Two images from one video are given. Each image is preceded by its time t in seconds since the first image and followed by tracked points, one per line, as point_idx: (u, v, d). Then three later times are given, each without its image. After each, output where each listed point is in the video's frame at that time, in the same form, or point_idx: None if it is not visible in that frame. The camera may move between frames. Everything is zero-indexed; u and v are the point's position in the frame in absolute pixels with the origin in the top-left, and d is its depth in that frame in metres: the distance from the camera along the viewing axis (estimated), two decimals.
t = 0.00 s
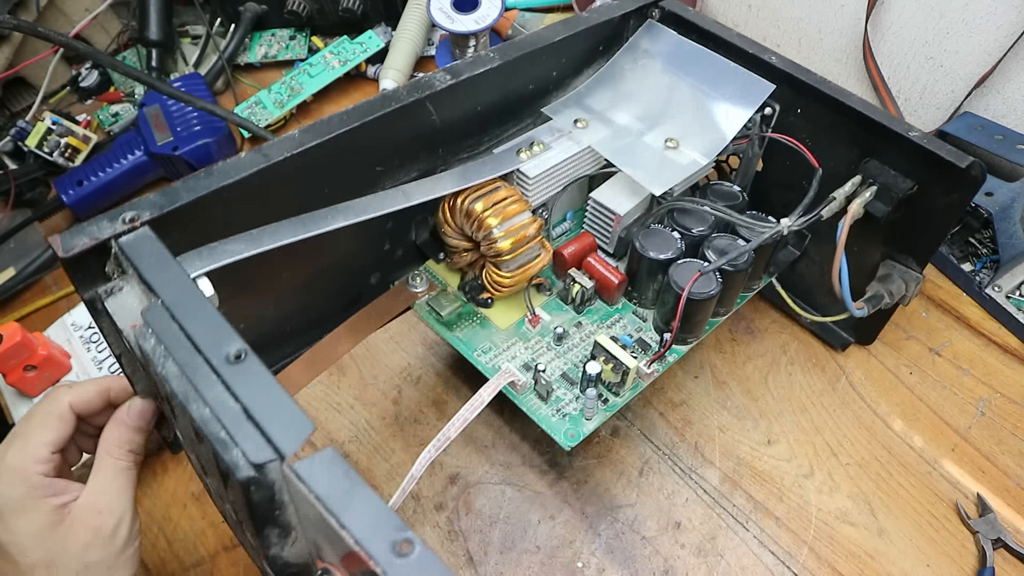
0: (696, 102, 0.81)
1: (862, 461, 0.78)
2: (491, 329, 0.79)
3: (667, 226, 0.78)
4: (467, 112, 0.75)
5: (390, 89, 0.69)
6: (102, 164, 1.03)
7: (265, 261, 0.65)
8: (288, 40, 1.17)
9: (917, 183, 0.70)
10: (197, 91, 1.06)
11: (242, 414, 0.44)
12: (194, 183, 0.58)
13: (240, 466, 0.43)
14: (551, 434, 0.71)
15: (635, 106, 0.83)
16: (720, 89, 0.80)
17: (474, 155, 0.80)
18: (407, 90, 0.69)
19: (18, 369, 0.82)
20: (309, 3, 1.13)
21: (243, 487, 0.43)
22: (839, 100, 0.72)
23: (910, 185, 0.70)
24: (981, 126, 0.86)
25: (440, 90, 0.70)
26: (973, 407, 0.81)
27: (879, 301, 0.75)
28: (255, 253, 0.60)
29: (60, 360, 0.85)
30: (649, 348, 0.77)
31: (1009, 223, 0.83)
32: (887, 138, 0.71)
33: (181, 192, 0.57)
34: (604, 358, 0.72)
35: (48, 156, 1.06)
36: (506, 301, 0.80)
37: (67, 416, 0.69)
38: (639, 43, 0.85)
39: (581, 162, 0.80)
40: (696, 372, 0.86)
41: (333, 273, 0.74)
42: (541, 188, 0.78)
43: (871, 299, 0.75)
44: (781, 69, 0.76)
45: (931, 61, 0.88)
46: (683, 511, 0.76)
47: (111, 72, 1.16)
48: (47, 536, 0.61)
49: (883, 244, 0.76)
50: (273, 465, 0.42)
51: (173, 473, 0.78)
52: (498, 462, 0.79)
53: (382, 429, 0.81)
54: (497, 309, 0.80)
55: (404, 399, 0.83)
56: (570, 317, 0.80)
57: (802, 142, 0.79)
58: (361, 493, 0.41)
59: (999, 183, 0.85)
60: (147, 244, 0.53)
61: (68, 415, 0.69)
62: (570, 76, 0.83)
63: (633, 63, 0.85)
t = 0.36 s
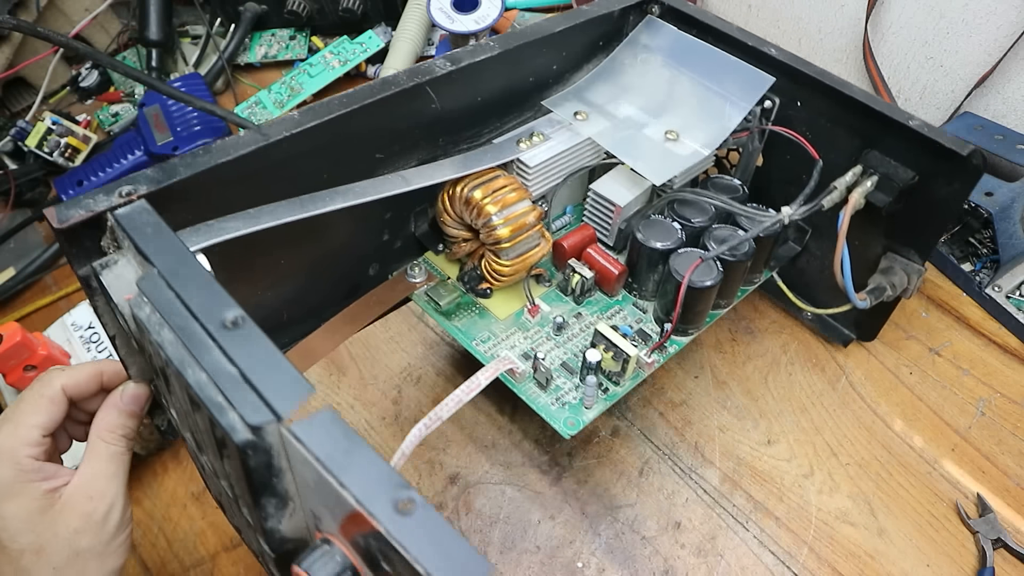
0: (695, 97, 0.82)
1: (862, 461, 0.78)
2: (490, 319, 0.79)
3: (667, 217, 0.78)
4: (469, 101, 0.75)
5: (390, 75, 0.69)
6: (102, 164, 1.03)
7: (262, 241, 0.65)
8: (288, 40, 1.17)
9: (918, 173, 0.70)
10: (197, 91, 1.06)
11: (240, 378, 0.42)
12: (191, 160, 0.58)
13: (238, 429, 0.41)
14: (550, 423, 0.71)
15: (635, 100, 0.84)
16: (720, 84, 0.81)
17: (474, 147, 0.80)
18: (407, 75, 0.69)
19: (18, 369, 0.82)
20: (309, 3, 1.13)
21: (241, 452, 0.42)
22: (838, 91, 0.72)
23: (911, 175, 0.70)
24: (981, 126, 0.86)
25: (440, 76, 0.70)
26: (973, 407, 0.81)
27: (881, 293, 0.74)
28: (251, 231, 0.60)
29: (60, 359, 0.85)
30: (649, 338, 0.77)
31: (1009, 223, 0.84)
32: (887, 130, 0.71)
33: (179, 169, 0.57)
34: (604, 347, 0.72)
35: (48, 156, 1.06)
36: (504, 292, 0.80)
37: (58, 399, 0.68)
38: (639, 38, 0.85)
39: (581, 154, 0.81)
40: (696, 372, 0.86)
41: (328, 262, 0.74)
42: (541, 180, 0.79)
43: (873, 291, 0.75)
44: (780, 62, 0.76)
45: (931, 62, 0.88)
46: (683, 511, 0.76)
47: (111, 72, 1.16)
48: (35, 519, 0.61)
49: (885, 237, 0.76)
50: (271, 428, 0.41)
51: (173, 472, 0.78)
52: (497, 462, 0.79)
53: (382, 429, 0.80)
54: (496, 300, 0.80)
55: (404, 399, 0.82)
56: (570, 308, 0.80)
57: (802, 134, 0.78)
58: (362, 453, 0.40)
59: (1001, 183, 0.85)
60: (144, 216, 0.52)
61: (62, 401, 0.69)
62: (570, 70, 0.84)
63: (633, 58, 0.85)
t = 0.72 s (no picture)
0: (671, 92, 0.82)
1: (862, 461, 0.78)
2: (482, 332, 0.82)
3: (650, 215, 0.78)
4: (443, 123, 0.75)
5: (356, 108, 0.69)
6: (101, 164, 1.03)
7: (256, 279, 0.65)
8: (288, 40, 1.17)
9: (899, 144, 0.68)
10: (198, 90, 1.06)
11: (195, 411, 0.46)
12: (168, 211, 0.58)
13: (190, 457, 0.45)
14: (540, 428, 0.74)
15: (612, 102, 0.84)
16: (692, 75, 0.80)
17: (456, 164, 0.80)
18: (373, 107, 0.69)
19: (18, 369, 0.82)
20: (309, 3, 1.13)
21: (195, 479, 0.45)
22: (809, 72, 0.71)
23: (892, 146, 0.68)
24: (981, 126, 0.88)
25: (405, 104, 0.69)
26: (973, 407, 0.81)
27: (877, 271, 0.73)
28: (235, 270, 0.61)
29: (60, 359, 0.85)
30: (639, 337, 0.78)
31: (1009, 223, 0.83)
32: (863, 104, 0.69)
33: (156, 219, 0.58)
34: (587, 351, 0.74)
35: (48, 156, 1.06)
36: (496, 305, 0.83)
37: (79, 431, 0.71)
38: (612, 41, 0.86)
39: (560, 161, 0.81)
40: (696, 372, 0.86)
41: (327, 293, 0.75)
42: (519, 190, 0.79)
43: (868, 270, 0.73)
44: (749, 48, 0.75)
45: (931, 62, 0.87)
46: (683, 511, 0.76)
47: (111, 72, 1.16)
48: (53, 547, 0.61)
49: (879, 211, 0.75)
50: (217, 455, 0.44)
51: (173, 472, 0.78)
52: (497, 462, 0.79)
53: (382, 429, 0.81)
54: (487, 313, 0.83)
55: (404, 399, 0.83)
56: (560, 314, 0.82)
57: (783, 120, 0.77)
58: (297, 472, 0.42)
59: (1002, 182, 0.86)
60: (125, 266, 0.54)
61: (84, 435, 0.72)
62: (546, 79, 0.84)
63: (608, 61, 0.86)
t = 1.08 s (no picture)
0: (637, 169, 0.78)
1: (862, 461, 0.78)
2: (455, 422, 0.79)
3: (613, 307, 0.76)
4: (404, 224, 0.72)
5: (306, 237, 0.65)
6: (101, 164, 1.03)
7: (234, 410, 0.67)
8: (288, 40, 1.17)
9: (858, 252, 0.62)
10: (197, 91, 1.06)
11: None
12: (139, 372, 0.60)
13: None
14: (506, 533, 0.73)
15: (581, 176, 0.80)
16: (659, 155, 0.76)
17: (424, 252, 0.79)
18: (323, 235, 0.65)
19: (18, 369, 0.82)
20: (309, 3, 1.13)
21: None
22: (767, 172, 0.65)
23: (850, 252, 0.63)
24: (981, 126, 0.86)
25: (354, 232, 0.66)
26: (973, 407, 0.81)
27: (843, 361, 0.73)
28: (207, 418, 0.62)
29: (60, 359, 0.85)
30: (604, 431, 0.76)
31: (1009, 223, 0.81)
32: (819, 213, 0.64)
33: (130, 383, 0.59)
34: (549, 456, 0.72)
35: (48, 156, 1.06)
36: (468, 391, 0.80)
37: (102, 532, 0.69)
38: (579, 107, 0.79)
39: (522, 253, 0.76)
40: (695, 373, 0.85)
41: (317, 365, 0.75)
42: (487, 285, 0.74)
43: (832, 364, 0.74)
44: (708, 136, 0.69)
45: (931, 61, 0.87)
46: (683, 511, 0.77)
47: (111, 72, 1.16)
48: None
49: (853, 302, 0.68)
50: None
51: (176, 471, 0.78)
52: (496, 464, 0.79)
53: (381, 428, 0.84)
54: (460, 401, 0.80)
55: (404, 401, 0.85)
56: (529, 401, 0.79)
57: (748, 202, 0.72)
58: None
59: (1002, 182, 0.84)
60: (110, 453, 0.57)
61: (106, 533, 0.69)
62: (512, 154, 0.80)
63: (575, 130, 0.80)
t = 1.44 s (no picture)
0: (629, 235, 0.76)
1: (862, 461, 0.79)
2: (415, 459, 0.80)
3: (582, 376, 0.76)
4: (384, 258, 0.75)
5: (281, 270, 0.70)
6: (102, 164, 1.03)
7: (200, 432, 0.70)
8: (288, 40, 1.17)
9: (834, 375, 0.62)
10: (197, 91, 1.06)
11: None
12: (102, 394, 0.66)
13: None
14: None
15: (573, 228, 0.79)
16: (650, 224, 0.75)
17: (410, 283, 0.81)
18: (296, 271, 0.70)
19: (18, 370, 0.82)
20: (309, 3, 1.13)
21: None
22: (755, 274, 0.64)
23: (827, 377, 0.62)
24: (981, 126, 0.86)
25: (327, 272, 0.70)
26: (973, 407, 0.81)
27: (803, 475, 0.66)
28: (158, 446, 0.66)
29: (61, 360, 0.85)
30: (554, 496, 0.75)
31: (1009, 223, 0.81)
32: (803, 326, 0.63)
33: (91, 403, 0.66)
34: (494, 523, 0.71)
35: (48, 156, 1.06)
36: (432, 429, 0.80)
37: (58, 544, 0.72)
38: (584, 153, 0.79)
39: (498, 300, 0.77)
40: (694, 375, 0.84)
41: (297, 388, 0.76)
42: (461, 329, 0.75)
43: (792, 474, 0.67)
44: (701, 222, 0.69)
45: (931, 61, 0.87)
46: (683, 511, 0.77)
47: (111, 72, 1.16)
48: None
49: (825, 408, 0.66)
50: None
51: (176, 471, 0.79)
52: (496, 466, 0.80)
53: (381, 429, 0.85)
54: (423, 438, 0.80)
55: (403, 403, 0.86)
56: (488, 451, 0.79)
57: (735, 292, 0.70)
58: None
59: (1003, 182, 0.84)
60: (58, 464, 0.64)
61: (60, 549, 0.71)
62: (508, 192, 0.80)
63: (576, 177, 0.79)
